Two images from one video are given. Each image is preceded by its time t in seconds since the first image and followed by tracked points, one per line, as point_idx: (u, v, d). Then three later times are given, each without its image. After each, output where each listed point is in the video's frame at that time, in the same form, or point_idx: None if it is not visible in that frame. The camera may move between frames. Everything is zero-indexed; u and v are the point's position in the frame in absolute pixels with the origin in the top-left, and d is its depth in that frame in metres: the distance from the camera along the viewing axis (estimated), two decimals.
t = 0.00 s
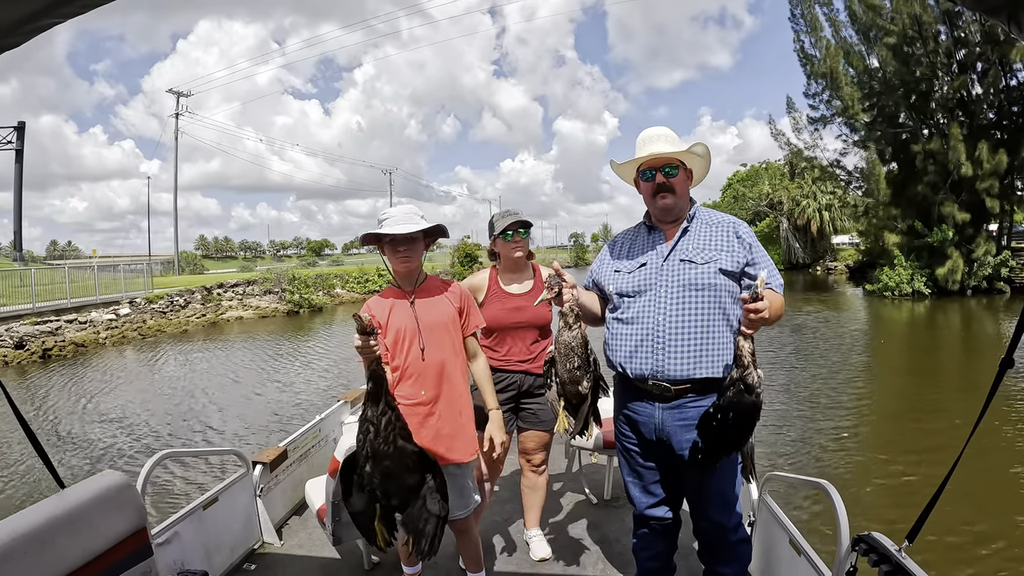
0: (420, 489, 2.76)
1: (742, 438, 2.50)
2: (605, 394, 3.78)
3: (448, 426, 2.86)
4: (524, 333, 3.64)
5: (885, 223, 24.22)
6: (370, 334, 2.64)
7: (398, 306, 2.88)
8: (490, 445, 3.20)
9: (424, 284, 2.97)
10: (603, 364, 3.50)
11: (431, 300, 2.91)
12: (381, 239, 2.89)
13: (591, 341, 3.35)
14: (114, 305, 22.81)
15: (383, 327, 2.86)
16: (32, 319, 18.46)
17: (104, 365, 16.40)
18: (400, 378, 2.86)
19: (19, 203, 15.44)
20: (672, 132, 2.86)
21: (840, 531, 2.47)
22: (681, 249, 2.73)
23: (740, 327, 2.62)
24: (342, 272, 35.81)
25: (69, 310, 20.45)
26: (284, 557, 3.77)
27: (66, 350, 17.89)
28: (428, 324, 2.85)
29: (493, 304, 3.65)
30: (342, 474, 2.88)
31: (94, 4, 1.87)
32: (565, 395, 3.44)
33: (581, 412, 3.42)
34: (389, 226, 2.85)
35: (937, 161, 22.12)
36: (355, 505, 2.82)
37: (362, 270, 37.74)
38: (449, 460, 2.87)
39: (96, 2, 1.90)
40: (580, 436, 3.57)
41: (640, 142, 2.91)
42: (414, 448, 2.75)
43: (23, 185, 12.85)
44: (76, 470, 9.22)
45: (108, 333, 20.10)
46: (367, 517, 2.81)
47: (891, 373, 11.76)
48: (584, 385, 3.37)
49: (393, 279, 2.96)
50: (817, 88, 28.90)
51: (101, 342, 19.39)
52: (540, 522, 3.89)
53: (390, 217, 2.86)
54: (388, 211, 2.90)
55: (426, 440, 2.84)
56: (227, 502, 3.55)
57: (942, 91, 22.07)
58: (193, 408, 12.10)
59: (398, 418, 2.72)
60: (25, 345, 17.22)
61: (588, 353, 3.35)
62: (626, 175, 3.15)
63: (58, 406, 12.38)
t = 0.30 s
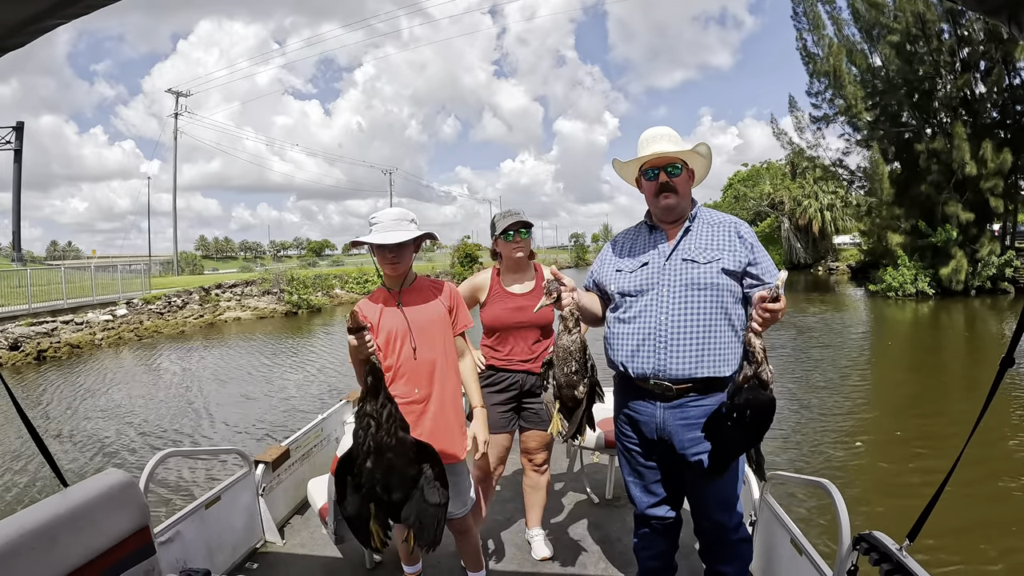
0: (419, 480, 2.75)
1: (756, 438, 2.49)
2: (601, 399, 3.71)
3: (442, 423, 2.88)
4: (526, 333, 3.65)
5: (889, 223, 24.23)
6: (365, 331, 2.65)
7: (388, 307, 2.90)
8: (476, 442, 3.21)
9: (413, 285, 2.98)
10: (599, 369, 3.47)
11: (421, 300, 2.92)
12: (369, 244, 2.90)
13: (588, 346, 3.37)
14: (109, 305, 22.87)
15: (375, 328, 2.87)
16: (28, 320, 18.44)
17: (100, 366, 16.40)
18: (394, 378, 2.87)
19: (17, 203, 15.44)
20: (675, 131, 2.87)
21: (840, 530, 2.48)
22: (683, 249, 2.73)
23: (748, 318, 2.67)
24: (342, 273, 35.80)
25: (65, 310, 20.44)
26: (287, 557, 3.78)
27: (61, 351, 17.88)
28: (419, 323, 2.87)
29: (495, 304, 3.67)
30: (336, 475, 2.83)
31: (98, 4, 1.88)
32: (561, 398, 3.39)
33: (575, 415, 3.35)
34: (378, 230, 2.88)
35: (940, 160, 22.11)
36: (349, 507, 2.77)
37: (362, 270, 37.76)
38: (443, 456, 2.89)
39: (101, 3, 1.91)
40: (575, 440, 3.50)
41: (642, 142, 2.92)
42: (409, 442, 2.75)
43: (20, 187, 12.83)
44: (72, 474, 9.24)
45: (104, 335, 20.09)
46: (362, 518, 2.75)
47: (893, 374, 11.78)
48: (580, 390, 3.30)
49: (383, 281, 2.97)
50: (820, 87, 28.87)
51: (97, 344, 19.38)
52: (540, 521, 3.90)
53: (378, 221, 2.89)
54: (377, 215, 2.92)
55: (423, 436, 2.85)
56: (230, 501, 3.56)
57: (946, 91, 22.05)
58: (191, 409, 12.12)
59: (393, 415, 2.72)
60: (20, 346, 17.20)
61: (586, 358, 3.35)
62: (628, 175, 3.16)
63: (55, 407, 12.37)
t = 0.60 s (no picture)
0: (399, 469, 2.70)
1: (766, 441, 2.49)
2: (601, 399, 3.66)
3: (438, 423, 2.90)
4: (527, 333, 3.66)
5: (891, 223, 24.24)
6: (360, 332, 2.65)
7: (386, 308, 2.90)
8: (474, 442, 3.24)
9: (413, 286, 2.99)
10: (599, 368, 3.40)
11: (419, 301, 2.93)
12: (370, 246, 2.92)
13: (587, 345, 3.34)
14: (105, 305, 22.86)
15: (372, 328, 2.88)
16: (23, 321, 18.42)
17: (95, 368, 16.39)
18: (391, 378, 2.89)
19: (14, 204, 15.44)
20: (676, 132, 2.88)
21: (840, 530, 2.48)
22: (683, 249, 2.74)
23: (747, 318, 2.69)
24: (340, 274, 35.87)
25: (60, 311, 20.41)
26: (288, 556, 3.78)
27: (55, 352, 17.84)
28: (416, 325, 2.88)
29: (496, 304, 3.68)
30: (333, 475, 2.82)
31: (100, 6, 1.88)
32: (559, 398, 3.36)
33: (573, 415, 3.31)
34: (380, 233, 2.89)
35: (944, 159, 22.11)
36: (342, 508, 2.77)
37: (361, 271, 37.72)
38: (438, 458, 2.89)
39: (102, 4, 1.91)
40: (573, 439, 3.46)
41: (643, 143, 2.92)
42: (404, 439, 2.76)
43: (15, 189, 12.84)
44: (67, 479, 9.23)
45: (99, 336, 20.05)
46: (352, 517, 2.74)
47: (895, 375, 11.77)
48: (577, 389, 3.27)
49: (382, 282, 2.98)
50: (822, 86, 28.87)
51: (92, 346, 19.32)
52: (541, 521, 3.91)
53: (382, 224, 2.90)
54: (381, 217, 2.93)
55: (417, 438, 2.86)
56: (231, 501, 3.57)
57: (948, 90, 22.03)
58: (189, 411, 12.12)
59: (391, 415, 2.74)
60: (14, 347, 17.16)
61: (584, 357, 3.31)
62: (630, 175, 3.16)
63: (51, 409, 12.37)
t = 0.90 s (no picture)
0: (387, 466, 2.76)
1: (763, 436, 2.44)
2: (602, 398, 3.67)
3: (439, 424, 2.87)
4: (528, 332, 3.66)
5: (894, 223, 24.25)
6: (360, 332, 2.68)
7: (390, 309, 2.90)
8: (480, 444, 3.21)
9: (419, 287, 3.00)
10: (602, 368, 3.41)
11: (423, 301, 2.94)
12: (378, 247, 2.93)
13: (589, 345, 3.34)
14: (101, 307, 22.86)
15: (376, 327, 2.90)
16: (17, 322, 18.40)
17: (92, 370, 16.39)
18: (393, 378, 2.89)
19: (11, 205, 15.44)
20: (677, 133, 2.89)
21: (840, 530, 2.49)
22: (684, 249, 2.74)
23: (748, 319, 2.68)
24: (337, 274, 35.90)
25: (55, 312, 20.39)
26: (289, 556, 3.79)
27: (49, 354, 17.82)
28: (419, 326, 2.88)
29: (497, 304, 3.68)
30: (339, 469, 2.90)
31: (104, 6, 1.89)
32: (562, 396, 3.37)
33: (577, 415, 3.31)
34: (389, 234, 2.90)
35: (947, 159, 22.15)
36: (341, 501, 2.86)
37: (360, 271, 37.70)
38: (439, 459, 2.87)
39: (106, 5, 1.91)
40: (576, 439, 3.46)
41: (644, 143, 2.93)
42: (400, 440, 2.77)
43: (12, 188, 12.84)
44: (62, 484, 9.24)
45: (93, 338, 20.01)
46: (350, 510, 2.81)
47: (898, 377, 11.75)
48: (581, 389, 3.28)
49: (389, 282, 3.00)
50: (824, 85, 28.90)
51: (86, 347, 19.30)
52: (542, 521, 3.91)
53: (392, 226, 2.91)
54: (391, 218, 2.93)
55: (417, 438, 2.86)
56: (232, 501, 3.58)
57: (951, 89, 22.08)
58: (186, 413, 12.10)
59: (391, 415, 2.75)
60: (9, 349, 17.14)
61: (587, 357, 3.31)
62: (631, 174, 3.16)
63: (47, 411, 12.36)
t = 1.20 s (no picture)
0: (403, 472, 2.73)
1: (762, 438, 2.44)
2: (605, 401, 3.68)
3: (445, 426, 2.86)
4: (528, 334, 3.64)
5: (898, 224, 24.30)
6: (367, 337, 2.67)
7: (397, 312, 2.90)
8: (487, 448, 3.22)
9: (426, 288, 2.99)
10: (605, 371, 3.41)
11: (431, 303, 2.93)
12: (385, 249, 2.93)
13: (593, 348, 3.31)
14: (96, 308, 22.81)
15: (383, 328, 2.89)
16: (12, 323, 18.39)
17: (88, 371, 16.39)
18: (399, 380, 2.89)
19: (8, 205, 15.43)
20: (679, 135, 2.88)
21: (843, 534, 2.48)
22: (686, 251, 2.73)
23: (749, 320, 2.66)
24: (336, 275, 35.91)
25: (51, 314, 20.37)
26: (289, 558, 3.78)
27: (44, 356, 17.80)
28: (427, 328, 2.87)
29: (497, 306, 3.67)
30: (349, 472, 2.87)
31: (104, 7, 1.88)
32: (565, 400, 3.39)
33: (579, 418, 3.31)
34: (394, 235, 2.90)
35: (951, 159, 22.15)
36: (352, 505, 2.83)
37: (359, 271, 37.67)
38: (446, 461, 2.87)
39: (106, 5, 1.90)
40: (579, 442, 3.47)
41: (645, 145, 2.92)
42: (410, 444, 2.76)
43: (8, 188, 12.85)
44: (57, 486, 9.21)
45: (88, 339, 19.96)
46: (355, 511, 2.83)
47: (902, 379, 11.71)
48: (584, 392, 3.30)
49: (396, 283, 2.98)
50: (826, 84, 28.92)
51: (81, 348, 19.24)
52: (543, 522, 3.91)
53: (396, 226, 2.90)
54: (395, 219, 2.93)
55: (424, 441, 2.85)
56: (232, 502, 3.57)
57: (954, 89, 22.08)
58: (183, 415, 12.07)
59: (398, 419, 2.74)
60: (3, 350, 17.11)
61: (591, 360, 3.29)
62: (631, 176, 3.15)
63: (42, 413, 12.34)
